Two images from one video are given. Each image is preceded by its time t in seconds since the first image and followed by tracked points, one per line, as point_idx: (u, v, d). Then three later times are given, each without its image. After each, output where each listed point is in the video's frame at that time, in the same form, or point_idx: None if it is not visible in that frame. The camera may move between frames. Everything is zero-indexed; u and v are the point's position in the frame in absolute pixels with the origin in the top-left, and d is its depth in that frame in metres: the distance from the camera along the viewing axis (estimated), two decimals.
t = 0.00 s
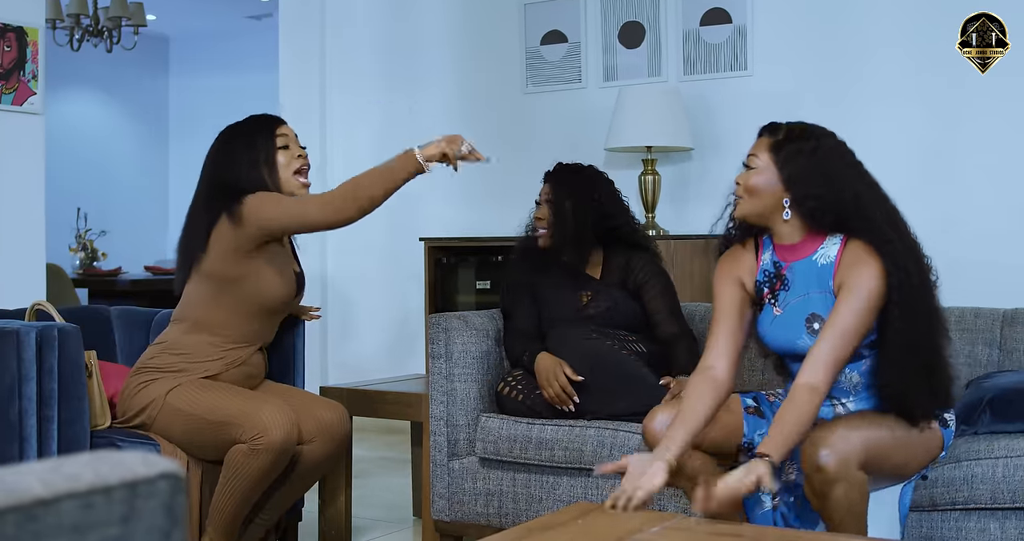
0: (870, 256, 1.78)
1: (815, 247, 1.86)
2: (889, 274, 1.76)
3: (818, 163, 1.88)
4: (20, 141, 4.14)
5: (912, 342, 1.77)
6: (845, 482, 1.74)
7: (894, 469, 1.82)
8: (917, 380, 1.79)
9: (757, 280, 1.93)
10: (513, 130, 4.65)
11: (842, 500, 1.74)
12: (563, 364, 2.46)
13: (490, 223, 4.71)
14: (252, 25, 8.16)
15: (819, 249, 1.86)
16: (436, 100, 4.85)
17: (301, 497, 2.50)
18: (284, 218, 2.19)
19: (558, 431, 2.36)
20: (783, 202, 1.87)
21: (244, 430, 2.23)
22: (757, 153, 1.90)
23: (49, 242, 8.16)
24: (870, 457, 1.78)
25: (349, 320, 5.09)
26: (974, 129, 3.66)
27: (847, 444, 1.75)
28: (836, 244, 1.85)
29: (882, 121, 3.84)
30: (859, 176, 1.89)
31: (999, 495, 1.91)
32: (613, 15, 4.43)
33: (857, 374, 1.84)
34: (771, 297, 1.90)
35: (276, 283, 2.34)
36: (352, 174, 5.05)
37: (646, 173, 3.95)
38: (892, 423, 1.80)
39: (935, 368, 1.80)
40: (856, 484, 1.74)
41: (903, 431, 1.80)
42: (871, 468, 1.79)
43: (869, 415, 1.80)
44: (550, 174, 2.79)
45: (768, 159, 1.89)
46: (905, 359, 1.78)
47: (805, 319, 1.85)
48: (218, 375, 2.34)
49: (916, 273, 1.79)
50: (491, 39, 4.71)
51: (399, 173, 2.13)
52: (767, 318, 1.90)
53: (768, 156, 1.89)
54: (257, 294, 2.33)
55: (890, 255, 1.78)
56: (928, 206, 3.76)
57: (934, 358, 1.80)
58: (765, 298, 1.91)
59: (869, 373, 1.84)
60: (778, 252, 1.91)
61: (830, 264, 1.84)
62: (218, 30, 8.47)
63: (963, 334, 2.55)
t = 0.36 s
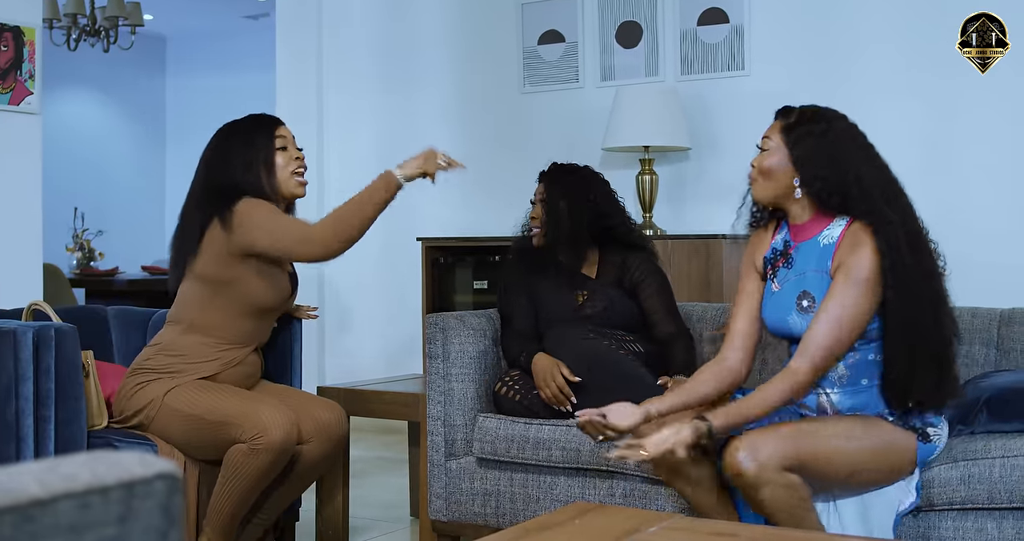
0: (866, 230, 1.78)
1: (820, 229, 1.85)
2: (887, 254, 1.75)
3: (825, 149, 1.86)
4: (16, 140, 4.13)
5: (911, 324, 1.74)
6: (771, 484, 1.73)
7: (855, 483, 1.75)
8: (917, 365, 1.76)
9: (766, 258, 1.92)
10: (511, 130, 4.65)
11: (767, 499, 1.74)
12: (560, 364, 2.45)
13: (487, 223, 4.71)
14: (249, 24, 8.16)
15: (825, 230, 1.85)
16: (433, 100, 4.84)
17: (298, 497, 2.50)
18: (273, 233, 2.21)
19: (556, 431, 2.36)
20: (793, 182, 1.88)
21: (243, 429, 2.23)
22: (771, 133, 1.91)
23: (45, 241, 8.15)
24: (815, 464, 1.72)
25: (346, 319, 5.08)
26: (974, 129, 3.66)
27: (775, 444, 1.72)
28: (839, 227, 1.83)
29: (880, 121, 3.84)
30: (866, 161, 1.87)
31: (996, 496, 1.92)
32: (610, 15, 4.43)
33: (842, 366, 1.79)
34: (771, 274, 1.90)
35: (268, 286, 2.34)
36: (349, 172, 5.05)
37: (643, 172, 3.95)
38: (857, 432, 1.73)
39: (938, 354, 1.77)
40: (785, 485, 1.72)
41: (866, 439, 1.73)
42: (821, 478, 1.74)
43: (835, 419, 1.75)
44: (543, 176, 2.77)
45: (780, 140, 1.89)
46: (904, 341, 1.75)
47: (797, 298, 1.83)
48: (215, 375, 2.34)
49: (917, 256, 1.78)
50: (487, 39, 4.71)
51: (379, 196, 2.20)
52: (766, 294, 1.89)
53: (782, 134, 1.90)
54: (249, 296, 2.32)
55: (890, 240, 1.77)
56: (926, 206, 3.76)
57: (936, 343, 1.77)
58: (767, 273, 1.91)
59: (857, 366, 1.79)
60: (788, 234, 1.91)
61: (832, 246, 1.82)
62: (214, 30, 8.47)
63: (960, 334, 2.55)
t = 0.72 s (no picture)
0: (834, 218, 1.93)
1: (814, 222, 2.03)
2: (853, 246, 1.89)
3: (829, 145, 2.01)
4: (15, 141, 4.12)
5: (879, 313, 1.87)
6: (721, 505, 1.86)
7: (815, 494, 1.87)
8: (897, 354, 1.88)
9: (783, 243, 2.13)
10: (509, 130, 4.65)
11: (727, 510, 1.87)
12: (559, 365, 2.45)
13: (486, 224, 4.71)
14: (248, 24, 8.15)
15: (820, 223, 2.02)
16: (432, 100, 4.85)
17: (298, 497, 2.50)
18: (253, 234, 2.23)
19: (554, 431, 2.36)
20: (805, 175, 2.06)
21: (243, 428, 2.22)
22: (800, 124, 2.10)
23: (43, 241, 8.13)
24: (766, 479, 1.85)
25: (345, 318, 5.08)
26: (973, 129, 3.66)
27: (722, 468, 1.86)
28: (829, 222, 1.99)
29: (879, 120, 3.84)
30: (876, 160, 1.97)
31: (995, 495, 1.91)
32: (609, 15, 4.43)
33: (819, 355, 1.99)
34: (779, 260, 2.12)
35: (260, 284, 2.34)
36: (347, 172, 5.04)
37: (642, 172, 3.95)
38: (809, 445, 1.85)
39: (921, 346, 1.87)
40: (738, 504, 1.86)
41: (816, 451, 1.85)
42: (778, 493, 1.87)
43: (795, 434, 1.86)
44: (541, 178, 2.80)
45: (806, 131, 2.08)
46: (873, 329, 1.88)
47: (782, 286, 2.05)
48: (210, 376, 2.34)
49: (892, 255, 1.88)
50: (485, 39, 4.72)
51: (375, 176, 2.12)
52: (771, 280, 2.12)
53: (806, 128, 2.09)
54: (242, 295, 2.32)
55: (861, 235, 1.89)
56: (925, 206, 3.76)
57: (916, 335, 1.86)
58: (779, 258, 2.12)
59: (830, 358, 1.97)
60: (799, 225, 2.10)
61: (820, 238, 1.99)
62: (213, 30, 8.46)
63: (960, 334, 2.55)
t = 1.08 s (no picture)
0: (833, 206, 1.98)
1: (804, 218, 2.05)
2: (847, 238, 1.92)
3: (826, 145, 2.02)
4: (14, 140, 4.12)
5: (856, 308, 1.90)
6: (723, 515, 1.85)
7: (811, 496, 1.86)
8: (860, 353, 1.91)
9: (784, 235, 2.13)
10: (508, 129, 4.65)
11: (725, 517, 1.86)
12: (560, 364, 2.44)
13: (486, 224, 4.71)
14: (246, 24, 8.15)
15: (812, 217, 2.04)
16: (431, 100, 4.84)
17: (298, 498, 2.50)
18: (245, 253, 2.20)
19: (554, 431, 2.36)
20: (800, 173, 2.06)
21: (246, 429, 2.22)
22: (795, 125, 2.11)
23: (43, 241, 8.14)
24: (762, 485, 1.84)
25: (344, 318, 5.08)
26: (972, 129, 3.66)
27: (719, 477, 1.85)
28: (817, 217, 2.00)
29: (879, 120, 3.84)
30: (869, 164, 1.99)
31: (995, 493, 1.91)
32: (608, 15, 4.42)
33: (807, 346, 1.98)
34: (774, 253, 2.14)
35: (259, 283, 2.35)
36: (347, 172, 5.04)
37: (641, 172, 3.95)
38: (801, 446, 1.84)
39: (888, 350, 1.90)
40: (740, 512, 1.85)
41: (807, 451, 1.84)
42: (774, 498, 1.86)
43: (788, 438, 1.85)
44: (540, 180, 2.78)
45: (803, 131, 2.09)
46: (846, 323, 1.91)
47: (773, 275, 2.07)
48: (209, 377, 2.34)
49: (882, 259, 1.91)
50: (485, 39, 4.71)
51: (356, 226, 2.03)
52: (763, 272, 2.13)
53: (802, 127, 2.09)
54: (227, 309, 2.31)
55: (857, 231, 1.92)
56: (925, 206, 3.76)
57: (885, 339, 1.90)
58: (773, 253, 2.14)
59: (819, 347, 1.97)
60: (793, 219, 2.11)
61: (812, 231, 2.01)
62: (212, 30, 8.45)
63: (960, 334, 2.55)
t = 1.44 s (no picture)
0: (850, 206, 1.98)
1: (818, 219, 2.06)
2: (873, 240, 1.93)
3: (840, 148, 2.03)
4: (9, 139, 4.11)
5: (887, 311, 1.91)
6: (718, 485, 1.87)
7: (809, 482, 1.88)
8: (890, 358, 1.93)
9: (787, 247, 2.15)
10: (505, 129, 4.65)
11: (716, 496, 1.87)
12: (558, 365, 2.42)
13: (483, 223, 4.71)
14: (243, 24, 8.14)
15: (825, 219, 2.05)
16: (429, 100, 4.84)
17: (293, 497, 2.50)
18: (128, 263, 2.28)
19: (551, 431, 2.35)
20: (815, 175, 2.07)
21: (235, 427, 2.22)
22: (811, 126, 2.11)
23: (39, 240, 8.13)
24: (765, 462, 1.86)
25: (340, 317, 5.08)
26: (970, 129, 3.66)
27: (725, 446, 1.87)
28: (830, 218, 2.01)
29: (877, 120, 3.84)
30: (888, 172, 2.00)
31: (992, 492, 1.92)
32: (605, 14, 4.42)
33: (821, 346, 1.99)
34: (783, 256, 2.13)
35: (216, 275, 2.34)
36: (344, 171, 5.04)
37: (638, 171, 3.95)
38: (812, 433, 1.86)
39: (919, 352, 1.93)
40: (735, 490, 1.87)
41: (820, 440, 1.86)
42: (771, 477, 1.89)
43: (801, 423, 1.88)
44: (539, 178, 2.77)
45: (818, 133, 2.09)
46: (872, 326, 1.92)
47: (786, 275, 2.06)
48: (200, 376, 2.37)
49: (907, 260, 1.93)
50: (482, 38, 4.71)
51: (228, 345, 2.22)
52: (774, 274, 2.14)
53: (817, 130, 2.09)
54: (169, 318, 2.34)
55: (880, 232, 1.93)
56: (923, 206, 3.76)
57: (916, 341, 1.92)
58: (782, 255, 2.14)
59: (833, 346, 1.98)
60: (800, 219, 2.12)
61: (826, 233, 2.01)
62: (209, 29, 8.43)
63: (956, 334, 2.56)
